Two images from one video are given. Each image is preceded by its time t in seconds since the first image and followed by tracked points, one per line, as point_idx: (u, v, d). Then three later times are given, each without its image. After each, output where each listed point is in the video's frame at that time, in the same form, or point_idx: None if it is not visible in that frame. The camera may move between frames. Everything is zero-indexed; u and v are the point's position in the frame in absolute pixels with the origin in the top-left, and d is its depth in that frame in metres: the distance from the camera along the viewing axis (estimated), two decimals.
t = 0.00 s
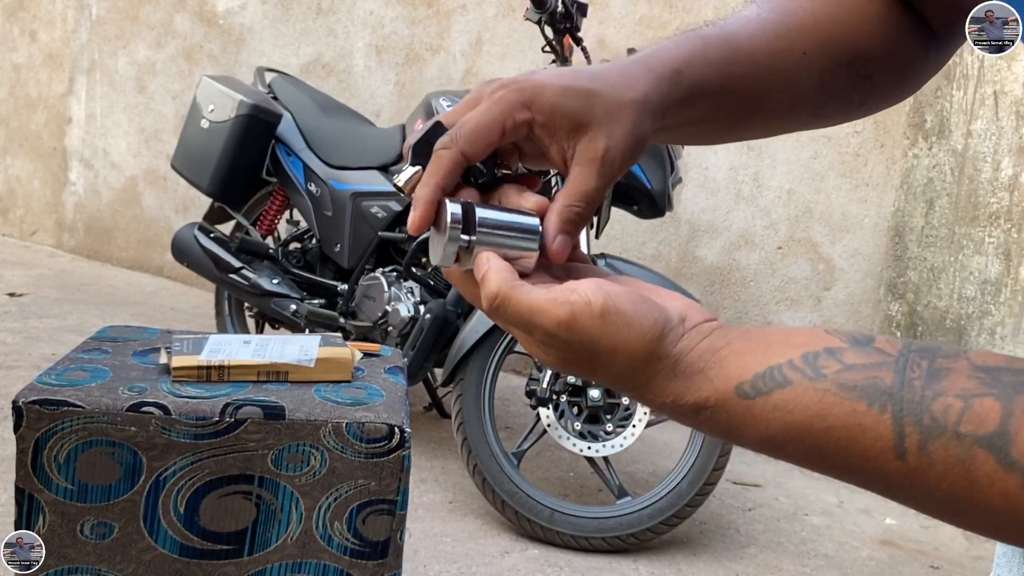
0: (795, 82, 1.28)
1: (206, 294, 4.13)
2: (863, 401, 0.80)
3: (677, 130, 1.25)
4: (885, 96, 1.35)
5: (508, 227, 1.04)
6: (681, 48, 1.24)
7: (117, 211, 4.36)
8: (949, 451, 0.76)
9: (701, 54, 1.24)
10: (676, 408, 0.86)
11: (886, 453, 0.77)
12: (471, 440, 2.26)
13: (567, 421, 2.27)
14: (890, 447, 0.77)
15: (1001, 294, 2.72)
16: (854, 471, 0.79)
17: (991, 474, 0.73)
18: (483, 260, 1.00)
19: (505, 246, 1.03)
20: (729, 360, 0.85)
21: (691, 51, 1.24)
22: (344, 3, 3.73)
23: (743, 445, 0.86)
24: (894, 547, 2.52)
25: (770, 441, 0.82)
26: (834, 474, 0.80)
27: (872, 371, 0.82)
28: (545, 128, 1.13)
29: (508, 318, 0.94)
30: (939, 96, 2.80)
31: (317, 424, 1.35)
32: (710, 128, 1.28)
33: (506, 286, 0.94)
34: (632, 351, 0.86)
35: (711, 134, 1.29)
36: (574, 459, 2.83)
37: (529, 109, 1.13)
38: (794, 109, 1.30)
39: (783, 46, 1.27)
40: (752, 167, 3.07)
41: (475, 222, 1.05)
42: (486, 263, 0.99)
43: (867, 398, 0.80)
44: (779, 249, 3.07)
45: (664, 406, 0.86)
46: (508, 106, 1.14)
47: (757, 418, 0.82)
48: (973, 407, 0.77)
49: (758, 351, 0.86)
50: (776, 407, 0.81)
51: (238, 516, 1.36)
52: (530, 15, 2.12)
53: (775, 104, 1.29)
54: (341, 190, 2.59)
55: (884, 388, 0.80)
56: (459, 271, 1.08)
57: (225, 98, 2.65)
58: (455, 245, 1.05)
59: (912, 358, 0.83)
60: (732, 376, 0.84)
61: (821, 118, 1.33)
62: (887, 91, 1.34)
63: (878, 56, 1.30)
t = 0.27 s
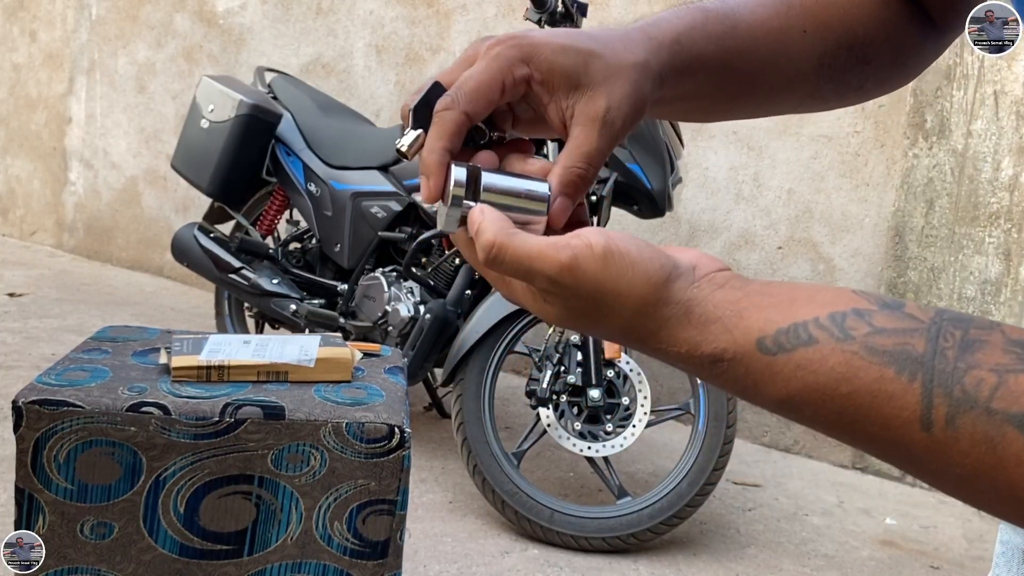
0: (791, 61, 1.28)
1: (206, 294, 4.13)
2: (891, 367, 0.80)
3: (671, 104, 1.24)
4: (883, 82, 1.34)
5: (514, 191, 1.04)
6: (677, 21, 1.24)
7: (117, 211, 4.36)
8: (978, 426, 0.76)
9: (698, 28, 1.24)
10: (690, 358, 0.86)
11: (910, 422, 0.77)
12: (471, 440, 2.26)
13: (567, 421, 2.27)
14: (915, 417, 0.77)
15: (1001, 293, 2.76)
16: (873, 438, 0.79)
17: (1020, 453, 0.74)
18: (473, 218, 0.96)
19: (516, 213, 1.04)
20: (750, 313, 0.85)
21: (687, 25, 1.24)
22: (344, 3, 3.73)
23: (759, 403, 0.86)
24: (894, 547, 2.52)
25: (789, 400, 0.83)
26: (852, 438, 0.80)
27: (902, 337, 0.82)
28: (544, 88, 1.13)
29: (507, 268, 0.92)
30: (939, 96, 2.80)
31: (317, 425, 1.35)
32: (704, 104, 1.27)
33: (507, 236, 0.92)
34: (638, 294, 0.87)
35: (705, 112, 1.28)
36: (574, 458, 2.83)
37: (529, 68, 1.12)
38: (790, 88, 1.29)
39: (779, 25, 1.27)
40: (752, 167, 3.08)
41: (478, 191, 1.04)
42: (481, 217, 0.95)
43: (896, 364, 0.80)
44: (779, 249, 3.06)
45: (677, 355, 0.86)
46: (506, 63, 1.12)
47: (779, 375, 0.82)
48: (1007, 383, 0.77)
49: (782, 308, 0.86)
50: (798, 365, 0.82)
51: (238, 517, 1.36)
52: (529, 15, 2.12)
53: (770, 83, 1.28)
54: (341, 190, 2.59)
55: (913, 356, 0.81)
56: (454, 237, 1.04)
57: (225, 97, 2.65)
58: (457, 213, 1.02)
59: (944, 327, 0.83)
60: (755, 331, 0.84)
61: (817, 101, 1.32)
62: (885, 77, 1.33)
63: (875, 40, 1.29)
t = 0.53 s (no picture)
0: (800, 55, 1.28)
1: (206, 294, 4.12)
2: (907, 371, 0.81)
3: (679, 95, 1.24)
4: (890, 82, 1.34)
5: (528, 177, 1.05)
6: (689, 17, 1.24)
7: (117, 211, 4.36)
8: (994, 431, 0.78)
9: (707, 21, 1.23)
10: (704, 364, 0.86)
11: (926, 428, 0.78)
12: (471, 440, 2.26)
13: (567, 421, 2.27)
14: (931, 423, 0.78)
15: (1001, 293, 2.75)
16: (889, 444, 0.80)
17: None
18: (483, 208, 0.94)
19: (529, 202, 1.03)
20: (765, 320, 0.86)
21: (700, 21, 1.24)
22: (344, 3, 3.72)
23: (769, 410, 0.86)
24: (894, 547, 2.52)
25: (803, 407, 0.83)
26: (866, 444, 0.80)
27: (917, 342, 0.83)
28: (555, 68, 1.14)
29: (526, 262, 0.90)
30: (939, 96, 2.80)
31: (317, 425, 1.35)
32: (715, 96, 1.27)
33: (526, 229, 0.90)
34: (661, 294, 0.86)
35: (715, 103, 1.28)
36: (574, 459, 2.83)
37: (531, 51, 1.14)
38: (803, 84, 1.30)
39: (790, 20, 1.27)
40: (752, 167, 3.08)
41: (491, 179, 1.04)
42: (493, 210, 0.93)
43: (911, 369, 0.81)
44: (779, 249, 3.06)
45: (692, 360, 0.86)
46: (513, 53, 1.13)
47: (794, 381, 0.82)
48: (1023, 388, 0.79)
49: (796, 314, 0.86)
50: (813, 370, 0.82)
51: (238, 517, 1.36)
52: (530, 15, 2.12)
53: (779, 77, 1.28)
54: (341, 190, 2.59)
55: (929, 360, 0.82)
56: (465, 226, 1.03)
57: (225, 97, 2.65)
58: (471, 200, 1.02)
59: (959, 334, 0.85)
60: (771, 337, 0.84)
61: (826, 98, 1.32)
62: (891, 78, 1.33)
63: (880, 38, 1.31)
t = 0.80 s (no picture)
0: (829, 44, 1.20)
1: (206, 294, 4.12)
2: (918, 362, 0.81)
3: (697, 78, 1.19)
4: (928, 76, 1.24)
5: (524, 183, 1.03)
6: None
7: (117, 211, 4.36)
8: (1005, 423, 0.78)
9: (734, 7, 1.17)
10: (714, 353, 0.86)
11: (936, 419, 0.78)
12: (471, 440, 2.26)
13: (567, 421, 2.27)
14: (942, 414, 0.78)
15: (1000, 293, 2.77)
16: (898, 436, 0.80)
17: None
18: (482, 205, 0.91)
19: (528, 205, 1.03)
20: (774, 309, 0.86)
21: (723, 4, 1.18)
22: (344, 3, 3.72)
23: (778, 401, 0.87)
24: (894, 547, 2.52)
25: (811, 396, 0.83)
26: (875, 435, 0.80)
27: (927, 333, 0.83)
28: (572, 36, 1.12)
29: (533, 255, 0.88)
30: (940, 96, 2.80)
31: (317, 425, 1.35)
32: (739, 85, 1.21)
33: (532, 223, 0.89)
34: (670, 279, 0.86)
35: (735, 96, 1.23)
36: (574, 459, 2.83)
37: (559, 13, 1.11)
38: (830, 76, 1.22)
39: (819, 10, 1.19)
40: (752, 167, 3.08)
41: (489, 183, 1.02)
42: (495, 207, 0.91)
43: (922, 359, 0.81)
44: (779, 249, 3.06)
45: (701, 349, 0.86)
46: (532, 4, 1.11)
47: (804, 370, 0.83)
48: None
49: (805, 303, 0.87)
50: (823, 359, 0.82)
51: (238, 517, 1.36)
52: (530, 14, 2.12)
53: (804, 68, 1.21)
54: (341, 190, 2.59)
55: (939, 351, 0.82)
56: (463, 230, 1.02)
57: (225, 97, 2.65)
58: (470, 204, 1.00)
59: (969, 325, 0.84)
60: (781, 327, 0.85)
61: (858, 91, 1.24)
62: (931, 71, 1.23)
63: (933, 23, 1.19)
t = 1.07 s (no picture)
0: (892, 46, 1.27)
1: (206, 294, 4.12)
2: (910, 333, 0.83)
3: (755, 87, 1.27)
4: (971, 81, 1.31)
5: (491, 175, 1.07)
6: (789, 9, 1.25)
7: (117, 211, 4.35)
8: (994, 395, 0.79)
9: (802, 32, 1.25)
10: (713, 322, 0.90)
11: (925, 390, 0.81)
12: (471, 440, 2.26)
13: (567, 421, 2.27)
14: (931, 385, 0.80)
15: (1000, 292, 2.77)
16: (888, 404, 0.83)
17: None
18: (475, 204, 0.95)
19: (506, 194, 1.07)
20: (770, 278, 0.90)
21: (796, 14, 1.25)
22: (344, 3, 3.73)
23: (774, 368, 0.90)
24: (894, 547, 2.52)
25: (804, 363, 0.87)
26: (867, 403, 0.83)
27: (921, 304, 0.85)
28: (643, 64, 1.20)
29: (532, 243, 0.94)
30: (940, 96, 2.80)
31: (317, 425, 1.35)
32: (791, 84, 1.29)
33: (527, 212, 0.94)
34: (665, 250, 0.91)
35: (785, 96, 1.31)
36: (574, 459, 2.83)
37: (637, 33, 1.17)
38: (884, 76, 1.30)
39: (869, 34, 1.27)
40: (752, 167, 3.08)
41: (459, 184, 1.04)
42: (484, 205, 0.95)
43: (914, 331, 0.83)
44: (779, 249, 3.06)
45: (700, 317, 0.91)
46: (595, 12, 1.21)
47: (797, 338, 0.86)
48: None
49: (802, 272, 0.90)
50: (816, 330, 0.85)
51: (237, 517, 1.36)
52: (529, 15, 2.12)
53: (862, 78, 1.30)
54: (341, 190, 2.59)
55: (932, 323, 0.84)
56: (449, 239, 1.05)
57: (225, 97, 2.65)
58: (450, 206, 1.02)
59: (965, 297, 0.86)
60: (776, 296, 0.88)
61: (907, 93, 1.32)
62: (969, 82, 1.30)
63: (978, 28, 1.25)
